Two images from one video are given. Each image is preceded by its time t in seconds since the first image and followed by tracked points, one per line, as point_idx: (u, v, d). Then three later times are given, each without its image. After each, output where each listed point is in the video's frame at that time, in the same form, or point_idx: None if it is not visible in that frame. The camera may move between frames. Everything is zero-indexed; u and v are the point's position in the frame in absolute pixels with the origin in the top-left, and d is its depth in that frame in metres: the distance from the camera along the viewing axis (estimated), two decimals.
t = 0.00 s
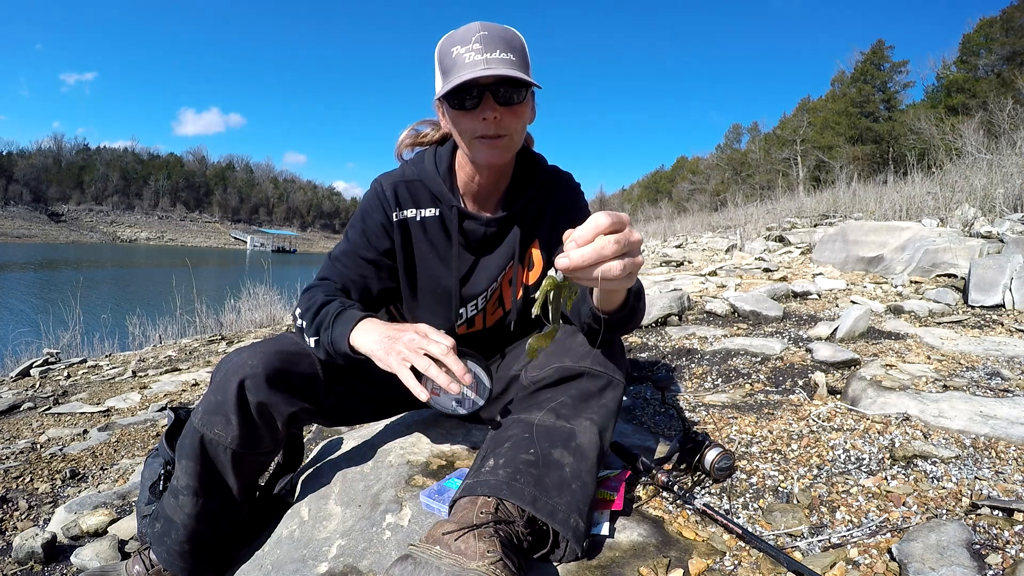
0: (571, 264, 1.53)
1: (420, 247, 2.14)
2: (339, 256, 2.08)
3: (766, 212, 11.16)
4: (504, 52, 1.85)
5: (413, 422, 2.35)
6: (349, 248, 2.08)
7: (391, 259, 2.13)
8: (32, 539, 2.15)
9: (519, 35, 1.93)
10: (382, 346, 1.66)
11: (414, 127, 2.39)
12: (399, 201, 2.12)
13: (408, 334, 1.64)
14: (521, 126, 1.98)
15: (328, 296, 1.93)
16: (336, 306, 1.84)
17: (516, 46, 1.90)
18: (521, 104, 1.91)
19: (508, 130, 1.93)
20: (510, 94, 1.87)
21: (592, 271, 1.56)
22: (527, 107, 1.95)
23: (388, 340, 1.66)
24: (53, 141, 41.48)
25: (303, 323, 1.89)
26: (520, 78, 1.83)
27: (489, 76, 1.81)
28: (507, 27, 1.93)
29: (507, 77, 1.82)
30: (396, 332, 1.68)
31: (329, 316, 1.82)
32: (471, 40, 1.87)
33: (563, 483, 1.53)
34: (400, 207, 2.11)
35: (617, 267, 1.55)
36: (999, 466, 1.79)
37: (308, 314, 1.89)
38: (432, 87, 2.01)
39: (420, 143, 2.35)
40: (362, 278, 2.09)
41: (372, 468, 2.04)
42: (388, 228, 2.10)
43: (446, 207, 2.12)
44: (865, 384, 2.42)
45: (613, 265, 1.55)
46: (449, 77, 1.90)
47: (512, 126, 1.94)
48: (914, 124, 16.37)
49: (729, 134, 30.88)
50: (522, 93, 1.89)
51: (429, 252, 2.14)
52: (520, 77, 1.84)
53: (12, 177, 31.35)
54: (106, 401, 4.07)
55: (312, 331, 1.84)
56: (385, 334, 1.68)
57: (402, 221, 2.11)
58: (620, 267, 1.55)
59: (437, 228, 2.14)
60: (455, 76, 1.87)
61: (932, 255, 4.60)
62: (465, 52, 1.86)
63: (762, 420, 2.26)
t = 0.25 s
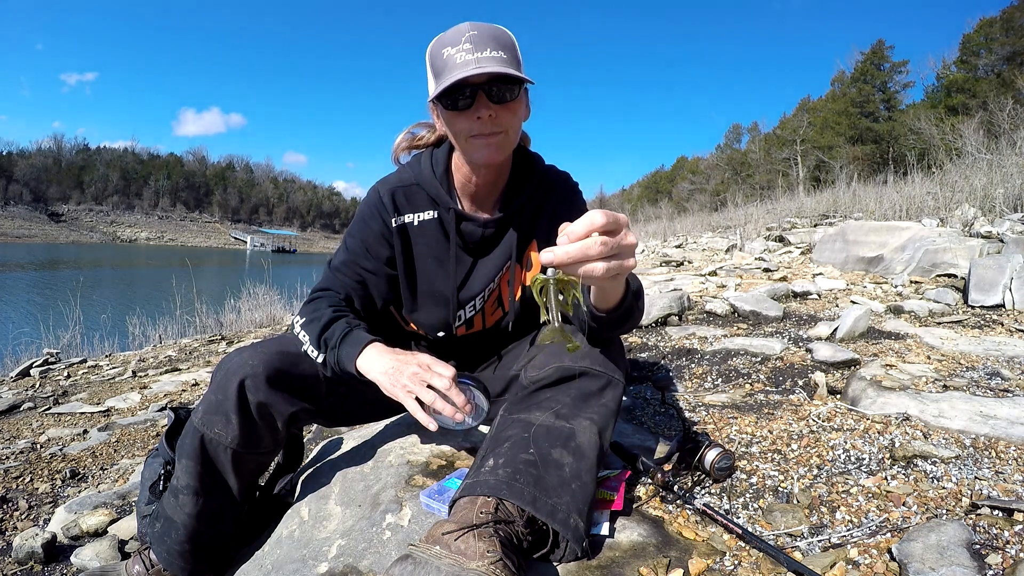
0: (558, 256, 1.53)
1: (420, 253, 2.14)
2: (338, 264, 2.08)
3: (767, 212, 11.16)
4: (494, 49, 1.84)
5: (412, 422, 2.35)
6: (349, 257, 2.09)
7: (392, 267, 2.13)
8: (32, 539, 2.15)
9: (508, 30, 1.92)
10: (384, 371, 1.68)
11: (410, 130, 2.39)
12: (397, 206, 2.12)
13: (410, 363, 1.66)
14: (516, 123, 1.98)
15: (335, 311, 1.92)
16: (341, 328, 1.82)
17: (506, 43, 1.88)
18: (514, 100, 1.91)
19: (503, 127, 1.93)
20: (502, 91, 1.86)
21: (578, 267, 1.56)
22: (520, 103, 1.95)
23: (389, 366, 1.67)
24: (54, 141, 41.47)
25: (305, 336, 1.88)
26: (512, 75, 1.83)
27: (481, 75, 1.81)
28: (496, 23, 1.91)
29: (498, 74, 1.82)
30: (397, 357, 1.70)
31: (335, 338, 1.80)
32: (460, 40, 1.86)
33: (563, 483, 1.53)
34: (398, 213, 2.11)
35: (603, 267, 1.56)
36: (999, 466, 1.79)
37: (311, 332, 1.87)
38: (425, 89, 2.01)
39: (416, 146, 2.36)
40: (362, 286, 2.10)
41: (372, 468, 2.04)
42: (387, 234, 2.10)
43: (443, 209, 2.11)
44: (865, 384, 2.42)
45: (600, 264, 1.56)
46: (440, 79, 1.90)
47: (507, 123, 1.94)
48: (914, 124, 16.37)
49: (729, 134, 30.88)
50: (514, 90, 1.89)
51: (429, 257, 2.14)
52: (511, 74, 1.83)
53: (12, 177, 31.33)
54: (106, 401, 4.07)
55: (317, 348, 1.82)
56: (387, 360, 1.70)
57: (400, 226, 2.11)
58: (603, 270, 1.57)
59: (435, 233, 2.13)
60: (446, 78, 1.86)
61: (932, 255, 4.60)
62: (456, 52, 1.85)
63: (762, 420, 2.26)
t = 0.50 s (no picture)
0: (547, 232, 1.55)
1: (420, 254, 2.14)
2: (338, 265, 2.08)
3: (767, 212, 11.16)
4: (490, 49, 1.84)
5: (412, 423, 2.35)
6: (349, 258, 2.09)
7: (391, 267, 2.13)
8: (32, 539, 2.15)
9: (504, 29, 1.92)
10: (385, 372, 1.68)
11: (410, 131, 2.39)
12: (397, 207, 2.12)
13: (411, 363, 1.66)
14: (514, 123, 1.98)
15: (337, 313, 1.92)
16: (342, 330, 1.81)
17: (502, 43, 1.88)
18: (511, 100, 1.91)
19: (501, 127, 1.93)
20: (499, 91, 1.86)
21: (568, 241, 1.55)
22: (518, 103, 1.94)
23: (390, 367, 1.67)
24: (54, 141, 41.48)
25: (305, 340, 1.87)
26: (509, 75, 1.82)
27: (478, 76, 1.81)
28: (492, 23, 1.91)
29: (495, 75, 1.81)
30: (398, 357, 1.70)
31: (336, 340, 1.80)
32: (456, 40, 1.86)
33: (562, 483, 1.52)
34: (399, 213, 2.11)
35: (594, 236, 1.53)
36: (999, 466, 1.79)
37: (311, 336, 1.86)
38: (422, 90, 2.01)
39: (416, 146, 2.36)
40: (361, 286, 2.10)
41: (372, 468, 2.04)
42: (387, 235, 2.10)
43: (443, 209, 2.11)
44: (865, 384, 2.42)
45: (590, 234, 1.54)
46: (438, 80, 1.90)
47: (505, 123, 1.94)
48: (914, 124, 16.37)
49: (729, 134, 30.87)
50: (511, 90, 1.89)
51: (429, 257, 2.14)
52: (508, 73, 1.83)
53: (11, 177, 31.32)
54: (106, 401, 4.07)
55: (317, 349, 1.83)
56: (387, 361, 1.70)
57: (400, 227, 2.11)
58: (595, 239, 1.54)
59: (435, 233, 2.13)
60: (444, 79, 1.86)
61: (932, 255, 4.60)
62: (451, 53, 1.85)
63: (762, 420, 2.26)
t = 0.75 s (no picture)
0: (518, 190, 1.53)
1: (421, 254, 2.14)
2: (338, 266, 2.08)
3: (767, 212, 11.17)
4: (492, 49, 1.84)
5: (412, 423, 2.35)
6: (349, 259, 2.09)
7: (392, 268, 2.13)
8: (32, 539, 2.15)
9: (506, 31, 1.92)
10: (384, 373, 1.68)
11: (411, 131, 2.39)
12: (398, 207, 2.12)
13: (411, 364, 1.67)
14: (516, 124, 1.98)
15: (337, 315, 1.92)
16: (342, 332, 1.81)
17: (504, 43, 1.88)
18: (513, 100, 1.90)
19: (502, 127, 1.93)
20: (501, 91, 1.86)
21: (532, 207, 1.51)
22: (519, 103, 1.94)
23: (390, 368, 1.68)
24: (54, 141, 41.47)
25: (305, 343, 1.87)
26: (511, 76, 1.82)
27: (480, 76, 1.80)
28: (494, 24, 1.91)
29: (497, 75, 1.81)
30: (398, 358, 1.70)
31: (336, 342, 1.79)
32: (458, 41, 1.86)
33: (561, 483, 1.52)
34: (399, 214, 2.11)
35: (554, 211, 1.47)
36: (999, 466, 1.79)
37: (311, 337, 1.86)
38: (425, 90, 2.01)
39: (417, 147, 2.36)
40: (361, 287, 2.09)
41: (372, 468, 2.04)
42: (388, 235, 2.10)
43: (444, 209, 2.11)
44: (865, 384, 2.42)
45: (551, 209, 1.47)
46: (439, 80, 1.89)
47: (506, 123, 1.93)
48: (914, 124, 16.37)
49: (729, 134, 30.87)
50: (513, 91, 1.89)
51: (430, 258, 2.14)
52: (509, 74, 1.83)
53: (11, 177, 31.31)
54: (106, 401, 4.07)
55: (318, 349, 1.82)
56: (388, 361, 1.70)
57: (401, 227, 2.11)
58: (553, 213, 1.47)
59: (436, 234, 2.13)
60: (445, 79, 1.86)
61: (932, 255, 4.60)
62: (454, 53, 1.85)
63: (762, 420, 2.26)
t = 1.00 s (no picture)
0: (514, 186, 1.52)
1: (421, 254, 2.14)
2: (339, 266, 2.08)
3: (767, 212, 11.17)
4: (494, 50, 1.84)
5: (412, 422, 2.35)
6: (349, 259, 2.09)
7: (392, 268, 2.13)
8: (32, 539, 2.15)
9: (508, 32, 1.93)
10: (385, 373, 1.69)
11: (412, 131, 2.39)
12: (399, 207, 2.11)
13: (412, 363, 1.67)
14: (517, 125, 1.98)
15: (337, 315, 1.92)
16: (341, 332, 1.81)
17: (506, 44, 1.88)
18: (514, 101, 1.90)
19: (503, 128, 1.92)
20: (503, 91, 1.85)
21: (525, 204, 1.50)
22: (520, 104, 1.94)
23: (391, 367, 1.68)
24: (54, 141, 41.47)
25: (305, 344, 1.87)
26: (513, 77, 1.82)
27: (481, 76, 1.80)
28: (496, 25, 1.92)
29: (499, 75, 1.81)
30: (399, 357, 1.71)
31: (336, 342, 1.79)
32: (460, 41, 1.86)
33: (561, 483, 1.52)
34: (399, 214, 2.10)
35: (548, 209, 1.46)
36: (999, 466, 1.79)
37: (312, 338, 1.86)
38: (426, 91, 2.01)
39: (417, 147, 2.36)
40: (361, 288, 2.09)
41: (372, 468, 2.04)
42: (388, 235, 2.10)
43: (445, 209, 2.11)
44: (865, 384, 2.42)
45: (544, 207, 1.46)
46: (440, 81, 1.89)
47: (507, 124, 1.93)
48: (914, 124, 16.37)
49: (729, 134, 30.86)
50: (514, 91, 1.89)
51: (430, 258, 2.14)
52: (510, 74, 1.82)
53: (11, 177, 31.30)
54: (106, 401, 4.07)
55: (318, 350, 1.82)
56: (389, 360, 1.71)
57: (402, 228, 2.10)
58: (546, 211, 1.46)
59: (436, 235, 2.13)
60: (447, 79, 1.86)
61: (932, 255, 4.60)
62: (456, 54, 1.85)
63: (762, 420, 2.26)
